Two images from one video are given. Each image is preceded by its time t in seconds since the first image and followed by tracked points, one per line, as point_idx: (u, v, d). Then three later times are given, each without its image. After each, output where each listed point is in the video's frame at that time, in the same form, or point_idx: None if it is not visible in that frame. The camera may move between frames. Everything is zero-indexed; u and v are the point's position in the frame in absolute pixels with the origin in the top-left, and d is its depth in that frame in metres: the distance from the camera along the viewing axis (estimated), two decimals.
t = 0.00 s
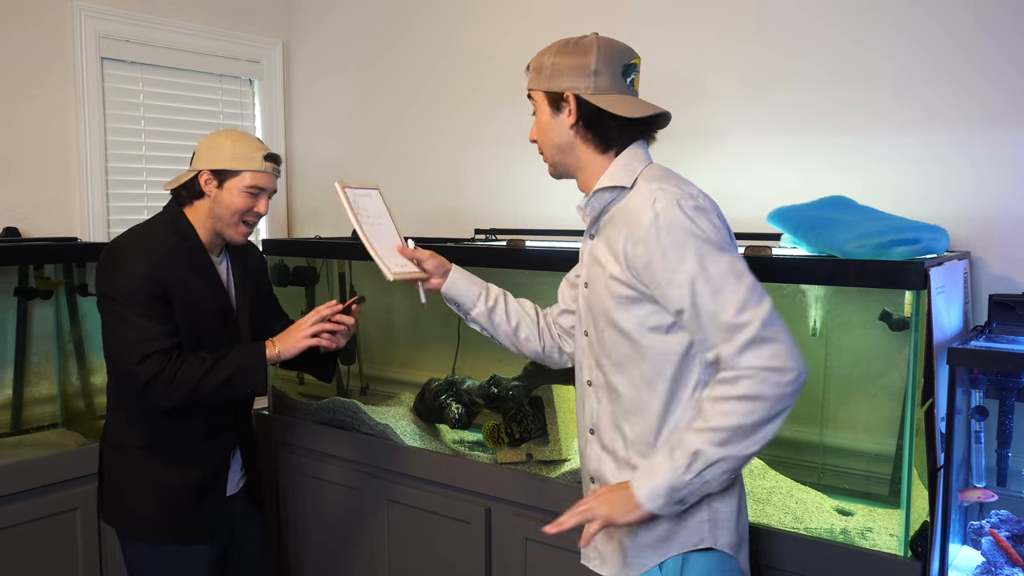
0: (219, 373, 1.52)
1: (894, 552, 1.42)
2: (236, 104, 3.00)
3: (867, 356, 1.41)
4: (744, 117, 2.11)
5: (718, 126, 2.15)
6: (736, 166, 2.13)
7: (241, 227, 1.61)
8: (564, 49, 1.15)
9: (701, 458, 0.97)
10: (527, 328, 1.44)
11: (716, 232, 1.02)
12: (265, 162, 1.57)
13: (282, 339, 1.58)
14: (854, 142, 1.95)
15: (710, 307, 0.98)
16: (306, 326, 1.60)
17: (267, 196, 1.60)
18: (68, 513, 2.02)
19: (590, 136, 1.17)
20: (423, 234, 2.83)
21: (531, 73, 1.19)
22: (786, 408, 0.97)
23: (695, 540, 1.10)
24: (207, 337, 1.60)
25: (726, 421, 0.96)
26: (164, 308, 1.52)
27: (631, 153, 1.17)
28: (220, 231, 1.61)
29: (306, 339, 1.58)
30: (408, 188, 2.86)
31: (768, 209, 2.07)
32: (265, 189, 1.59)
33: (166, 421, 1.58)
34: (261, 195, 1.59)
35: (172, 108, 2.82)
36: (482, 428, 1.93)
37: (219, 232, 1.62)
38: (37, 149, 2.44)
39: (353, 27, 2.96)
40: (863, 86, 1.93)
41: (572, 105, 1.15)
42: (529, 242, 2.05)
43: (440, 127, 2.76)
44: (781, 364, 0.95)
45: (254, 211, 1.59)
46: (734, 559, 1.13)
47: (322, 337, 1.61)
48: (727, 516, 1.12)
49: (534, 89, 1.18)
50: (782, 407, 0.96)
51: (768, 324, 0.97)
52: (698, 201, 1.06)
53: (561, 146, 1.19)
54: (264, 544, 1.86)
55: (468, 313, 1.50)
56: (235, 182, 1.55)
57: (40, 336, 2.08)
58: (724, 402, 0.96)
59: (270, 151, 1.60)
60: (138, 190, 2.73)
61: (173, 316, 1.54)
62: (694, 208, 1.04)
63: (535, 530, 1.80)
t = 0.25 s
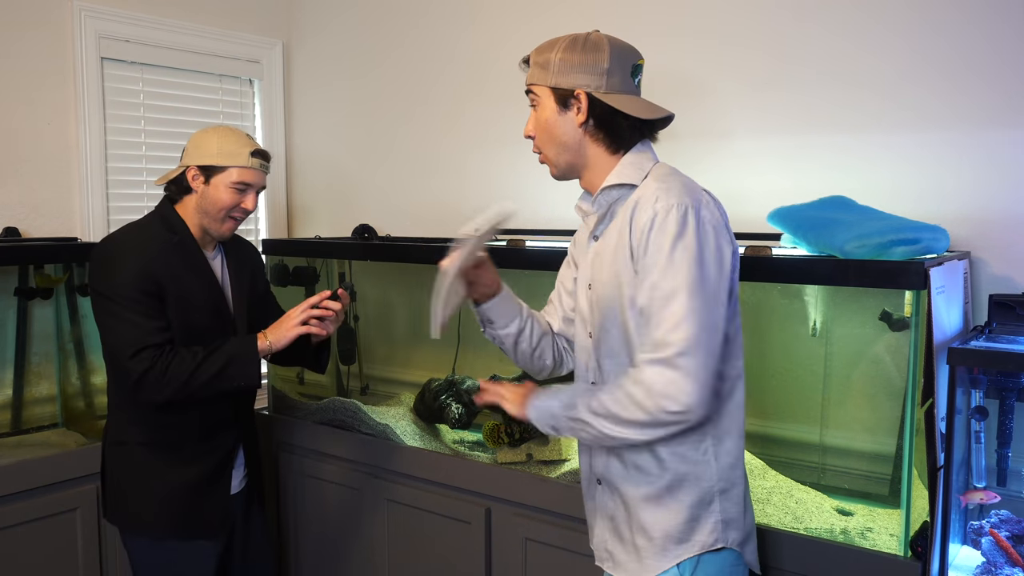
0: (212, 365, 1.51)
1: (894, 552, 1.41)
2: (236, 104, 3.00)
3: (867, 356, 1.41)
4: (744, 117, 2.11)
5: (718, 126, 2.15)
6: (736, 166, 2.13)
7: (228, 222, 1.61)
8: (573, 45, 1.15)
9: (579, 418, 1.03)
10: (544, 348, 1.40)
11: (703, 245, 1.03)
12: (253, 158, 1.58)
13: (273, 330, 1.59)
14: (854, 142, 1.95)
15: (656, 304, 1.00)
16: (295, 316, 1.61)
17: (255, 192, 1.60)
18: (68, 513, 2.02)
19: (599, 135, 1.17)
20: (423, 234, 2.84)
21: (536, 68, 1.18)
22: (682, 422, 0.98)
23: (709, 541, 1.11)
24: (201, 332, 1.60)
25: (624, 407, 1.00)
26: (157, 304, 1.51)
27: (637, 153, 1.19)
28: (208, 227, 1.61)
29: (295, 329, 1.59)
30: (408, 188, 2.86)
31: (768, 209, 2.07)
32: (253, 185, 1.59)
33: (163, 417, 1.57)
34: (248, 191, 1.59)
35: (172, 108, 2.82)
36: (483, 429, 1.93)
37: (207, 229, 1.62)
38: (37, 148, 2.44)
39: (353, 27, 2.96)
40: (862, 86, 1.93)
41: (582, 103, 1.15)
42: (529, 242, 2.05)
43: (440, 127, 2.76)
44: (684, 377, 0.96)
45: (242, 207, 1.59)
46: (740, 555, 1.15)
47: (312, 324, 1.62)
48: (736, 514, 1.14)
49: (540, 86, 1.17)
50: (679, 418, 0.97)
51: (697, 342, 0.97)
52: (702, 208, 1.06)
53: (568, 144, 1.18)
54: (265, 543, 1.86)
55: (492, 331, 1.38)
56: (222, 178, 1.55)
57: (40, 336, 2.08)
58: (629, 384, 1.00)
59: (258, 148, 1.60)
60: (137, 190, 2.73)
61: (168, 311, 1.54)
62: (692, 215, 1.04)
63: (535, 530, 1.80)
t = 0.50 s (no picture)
0: (209, 377, 1.49)
1: (894, 552, 1.41)
2: (236, 104, 3.00)
3: (867, 356, 1.41)
4: (743, 117, 2.11)
5: (718, 126, 2.15)
6: (736, 166, 2.13)
7: (215, 223, 1.60)
8: (583, 41, 1.15)
9: (596, 415, 1.00)
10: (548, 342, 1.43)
11: (711, 238, 1.04)
12: (240, 158, 1.56)
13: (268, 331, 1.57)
14: (854, 142, 1.95)
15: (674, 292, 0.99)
16: (290, 316, 1.59)
17: (242, 192, 1.59)
18: (68, 513, 2.02)
19: (602, 133, 1.17)
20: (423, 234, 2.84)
21: (545, 62, 1.17)
22: (719, 411, 0.97)
23: (697, 541, 1.11)
24: (196, 340, 1.58)
25: (648, 397, 0.97)
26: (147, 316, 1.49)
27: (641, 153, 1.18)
28: (193, 228, 1.60)
29: (291, 328, 1.58)
30: (408, 188, 2.86)
31: (768, 209, 2.07)
32: (239, 186, 1.58)
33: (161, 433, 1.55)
34: (234, 192, 1.58)
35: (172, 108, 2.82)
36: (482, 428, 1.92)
37: (192, 229, 1.61)
38: (37, 148, 2.44)
39: (353, 28, 2.96)
40: (862, 86, 1.93)
41: (587, 100, 1.15)
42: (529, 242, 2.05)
43: (440, 127, 2.76)
44: (722, 363, 0.96)
45: (228, 208, 1.58)
46: (728, 557, 1.14)
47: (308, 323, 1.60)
48: (724, 514, 1.13)
49: (547, 81, 1.17)
50: (716, 407, 0.96)
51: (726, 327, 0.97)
52: (701, 204, 1.07)
53: (568, 139, 1.18)
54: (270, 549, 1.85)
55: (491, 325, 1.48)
56: (207, 178, 1.54)
57: (40, 336, 2.08)
58: (658, 371, 0.97)
59: (246, 147, 1.59)
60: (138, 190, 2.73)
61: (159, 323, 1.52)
62: (694, 210, 1.05)
63: (535, 530, 1.80)
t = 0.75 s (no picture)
0: (207, 396, 1.44)
1: (894, 552, 1.40)
2: (236, 104, 3.00)
3: (867, 356, 1.41)
4: (743, 117, 2.11)
5: (718, 126, 2.15)
6: (736, 166, 2.13)
7: (220, 221, 1.55)
8: (580, 41, 1.15)
9: (623, 420, 1.01)
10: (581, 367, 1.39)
11: (719, 236, 1.06)
12: (244, 152, 1.52)
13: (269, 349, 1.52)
14: (854, 142, 1.95)
15: (692, 295, 1.01)
16: (295, 334, 1.53)
17: (246, 188, 1.54)
18: (68, 513, 2.03)
19: (600, 134, 1.18)
20: (423, 234, 2.84)
21: (541, 63, 1.18)
22: (743, 412, 1.00)
23: (698, 542, 1.11)
24: (193, 353, 1.52)
25: (676, 401, 0.99)
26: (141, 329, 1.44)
27: (637, 154, 1.18)
28: (198, 226, 1.55)
29: (295, 348, 1.51)
30: (408, 188, 2.86)
31: (768, 209, 2.07)
32: (244, 182, 1.53)
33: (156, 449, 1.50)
34: (239, 188, 1.53)
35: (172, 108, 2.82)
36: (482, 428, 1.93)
37: (195, 228, 1.56)
38: (37, 148, 2.44)
39: (352, 28, 2.96)
40: (862, 86, 1.93)
41: (586, 100, 1.15)
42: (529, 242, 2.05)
43: (440, 127, 2.76)
44: (746, 364, 0.99)
45: (232, 205, 1.53)
46: (730, 559, 1.13)
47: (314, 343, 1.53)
48: (728, 514, 1.13)
49: (545, 82, 1.17)
50: (740, 408, 1.00)
51: (747, 329, 1.00)
52: (701, 202, 1.08)
53: (563, 140, 1.18)
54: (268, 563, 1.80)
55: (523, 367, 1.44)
56: (212, 176, 1.48)
57: (40, 336, 2.09)
58: (686, 376, 1.00)
59: (248, 140, 1.53)
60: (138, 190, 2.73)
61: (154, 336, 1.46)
62: (701, 207, 1.06)
63: (535, 530, 1.80)
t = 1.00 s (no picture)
0: (256, 403, 1.48)
1: (894, 552, 1.40)
2: (236, 104, 3.00)
3: (869, 356, 1.42)
4: (743, 117, 2.11)
5: (718, 126, 2.16)
6: (737, 166, 2.13)
7: (294, 234, 1.55)
8: (474, 87, 1.14)
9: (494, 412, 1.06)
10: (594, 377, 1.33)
11: (620, 250, 1.00)
12: (313, 166, 1.53)
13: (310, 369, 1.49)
14: (854, 142, 1.95)
15: (572, 305, 0.99)
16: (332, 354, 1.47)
17: (316, 203, 1.55)
18: (69, 513, 2.02)
19: (539, 159, 1.15)
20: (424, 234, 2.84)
21: (448, 125, 1.14)
22: (603, 431, 0.98)
23: (694, 545, 1.09)
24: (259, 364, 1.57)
25: (537, 404, 1.01)
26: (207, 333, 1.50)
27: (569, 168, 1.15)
28: (275, 239, 1.56)
29: (332, 370, 1.45)
30: (409, 188, 2.86)
31: (768, 209, 2.07)
32: (314, 197, 1.54)
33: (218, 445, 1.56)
34: (309, 202, 1.54)
35: (172, 108, 2.82)
36: (483, 428, 1.96)
37: (273, 241, 1.58)
38: (37, 148, 2.44)
39: (352, 28, 2.97)
40: (862, 86, 1.93)
41: (514, 134, 1.12)
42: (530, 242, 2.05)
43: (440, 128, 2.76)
44: (602, 386, 0.97)
45: (303, 218, 1.53)
46: (736, 557, 1.13)
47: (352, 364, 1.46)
48: (720, 512, 1.11)
49: (456, 130, 1.14)
50: (600, 427, 0.98)
51: (611, 352, 0.97)
52: (614, 211, 1.03)
53: (508, 179, 1.14)
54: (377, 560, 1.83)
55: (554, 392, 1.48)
56: (280, 190, 1.51)
57: (41, 335, 2.11)
58: (559, 383, 0.99)
59: (319, 154, 1.55)
60: (138, 190, 2.73)
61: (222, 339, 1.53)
62: (604, 218, 1.02)
63: (536, 530, 1.80)
